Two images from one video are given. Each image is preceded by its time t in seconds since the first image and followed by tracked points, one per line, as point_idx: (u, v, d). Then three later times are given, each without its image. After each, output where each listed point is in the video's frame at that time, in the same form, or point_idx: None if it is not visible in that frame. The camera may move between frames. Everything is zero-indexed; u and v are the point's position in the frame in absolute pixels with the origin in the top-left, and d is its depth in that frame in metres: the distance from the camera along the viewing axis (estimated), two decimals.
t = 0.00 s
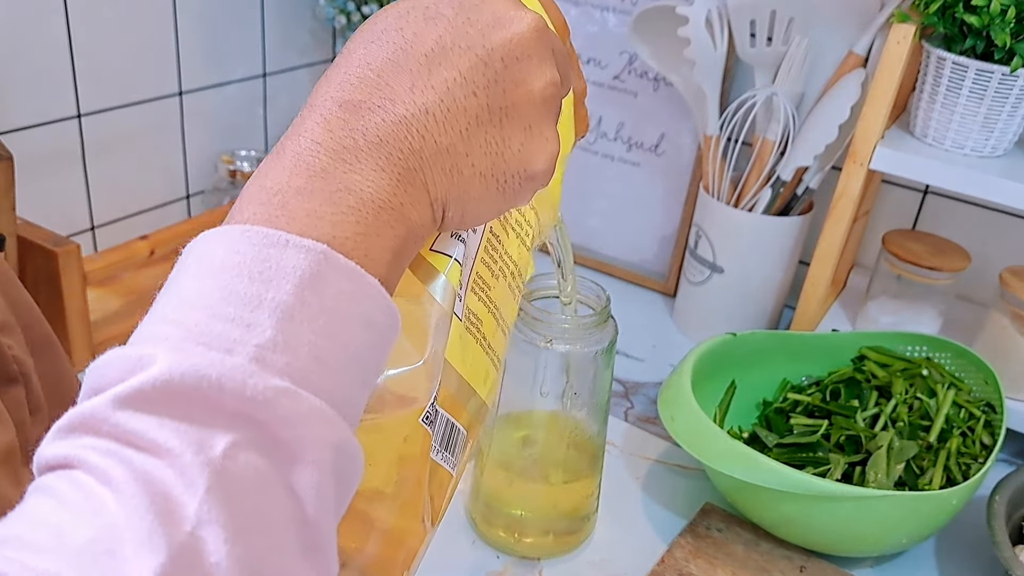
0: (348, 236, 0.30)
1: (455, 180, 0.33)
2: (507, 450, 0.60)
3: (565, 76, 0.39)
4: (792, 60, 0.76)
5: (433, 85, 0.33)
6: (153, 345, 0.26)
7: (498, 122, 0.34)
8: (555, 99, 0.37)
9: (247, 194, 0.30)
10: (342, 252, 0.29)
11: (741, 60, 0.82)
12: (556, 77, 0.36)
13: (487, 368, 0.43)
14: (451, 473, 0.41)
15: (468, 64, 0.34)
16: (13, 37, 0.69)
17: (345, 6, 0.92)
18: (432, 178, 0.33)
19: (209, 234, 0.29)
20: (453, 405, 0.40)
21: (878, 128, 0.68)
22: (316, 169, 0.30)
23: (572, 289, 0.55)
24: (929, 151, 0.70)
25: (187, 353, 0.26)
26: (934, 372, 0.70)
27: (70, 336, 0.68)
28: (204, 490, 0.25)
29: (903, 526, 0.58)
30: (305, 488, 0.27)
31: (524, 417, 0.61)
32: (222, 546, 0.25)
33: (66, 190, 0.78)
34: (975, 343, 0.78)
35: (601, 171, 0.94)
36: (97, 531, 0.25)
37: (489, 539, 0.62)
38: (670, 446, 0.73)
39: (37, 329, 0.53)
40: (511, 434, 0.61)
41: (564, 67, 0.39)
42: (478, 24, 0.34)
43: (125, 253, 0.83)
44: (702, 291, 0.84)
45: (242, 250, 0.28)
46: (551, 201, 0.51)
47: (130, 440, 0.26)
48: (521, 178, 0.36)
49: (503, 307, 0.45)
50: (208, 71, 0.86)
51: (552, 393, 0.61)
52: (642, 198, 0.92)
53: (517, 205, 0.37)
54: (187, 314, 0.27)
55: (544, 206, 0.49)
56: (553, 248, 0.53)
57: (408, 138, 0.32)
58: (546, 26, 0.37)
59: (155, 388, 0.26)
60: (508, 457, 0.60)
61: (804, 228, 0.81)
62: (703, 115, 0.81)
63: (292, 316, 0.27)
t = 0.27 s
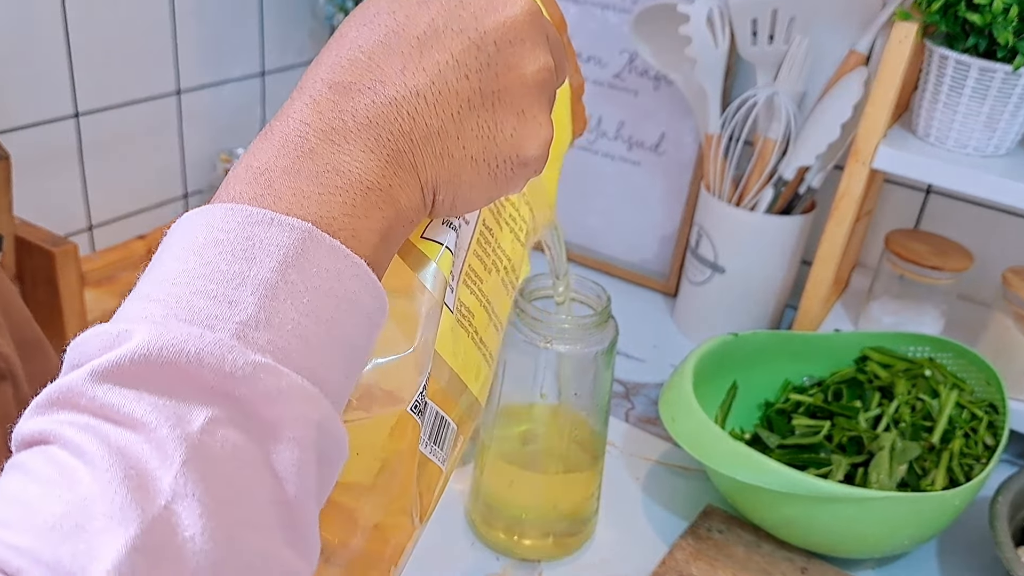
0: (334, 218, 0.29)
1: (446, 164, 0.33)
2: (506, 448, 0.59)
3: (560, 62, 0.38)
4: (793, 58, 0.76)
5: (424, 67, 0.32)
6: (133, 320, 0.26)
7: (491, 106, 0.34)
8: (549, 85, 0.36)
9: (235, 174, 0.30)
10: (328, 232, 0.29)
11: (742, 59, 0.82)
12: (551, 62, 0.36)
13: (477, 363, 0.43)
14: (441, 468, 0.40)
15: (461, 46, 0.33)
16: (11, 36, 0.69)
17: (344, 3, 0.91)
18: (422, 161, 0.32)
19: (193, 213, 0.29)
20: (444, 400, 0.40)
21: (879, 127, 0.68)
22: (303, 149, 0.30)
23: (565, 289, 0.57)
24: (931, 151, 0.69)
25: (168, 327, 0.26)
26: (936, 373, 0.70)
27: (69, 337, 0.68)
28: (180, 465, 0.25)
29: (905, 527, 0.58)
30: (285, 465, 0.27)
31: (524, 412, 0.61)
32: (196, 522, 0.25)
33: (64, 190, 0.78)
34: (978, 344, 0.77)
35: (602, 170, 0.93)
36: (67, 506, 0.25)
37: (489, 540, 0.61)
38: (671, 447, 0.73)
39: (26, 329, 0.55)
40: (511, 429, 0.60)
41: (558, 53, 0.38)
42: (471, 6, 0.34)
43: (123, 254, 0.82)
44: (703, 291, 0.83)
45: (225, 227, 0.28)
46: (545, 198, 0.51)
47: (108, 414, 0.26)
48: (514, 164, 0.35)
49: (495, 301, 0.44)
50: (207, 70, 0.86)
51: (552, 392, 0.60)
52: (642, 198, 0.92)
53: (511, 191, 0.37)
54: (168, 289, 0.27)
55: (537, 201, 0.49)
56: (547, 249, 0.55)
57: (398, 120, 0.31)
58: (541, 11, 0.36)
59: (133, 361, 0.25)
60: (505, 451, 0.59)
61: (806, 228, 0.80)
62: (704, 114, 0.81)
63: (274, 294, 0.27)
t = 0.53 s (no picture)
0: (342, 202, 0.29)
1: (451, 153, 0.33)
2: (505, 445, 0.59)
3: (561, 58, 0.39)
4: (793, 59, 0.76)
5: (431, 58, 0.33)
6: (144, 299, 0.26)
7: (495, 97, 0.34)
8: (551, 79, 0.37)
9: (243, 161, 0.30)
10: (336, 216, 0.29)
11: (742, 59, 0.82)
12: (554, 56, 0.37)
13: (479, 358, 0.43)
14: (443, 461, 0.40)
15: (466, 39, 0.34)
16: (13, 36, 0.69)
17: (344, 5, 0.91)
18: (429, 149, 0.32)
19: (205, 197, 0.29)
20: (446, 391, 0.40)
21: (879, 127, 0.68)
22: (312, 137, 0.30)
23: (568, 289, 0.56)
24: (931, 151, 0.69)
25: (179, 306, 0.26)
26: (936, 373, 0.70)
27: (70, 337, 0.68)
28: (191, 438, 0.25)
29: (904, 526, 0.58)
30: (293, 441, 0.27)
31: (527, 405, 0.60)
32: (206, 493, 0.25)
33: (65, 190, 0.78)
34: (977, 343, 0.78)
35: (602, 170, 0.93)
36: (78, 475, 0.25)
37: (489, 540, 0.61)
38: (671, 446, 0.73)
39: (25, 327, 0.55)
40: (512, 423, 0.60)
41: (560, 49, 0.39)
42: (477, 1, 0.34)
43: (125, 254, 0.83)
44: (703, 291, 0.84)
45: (235, 210, 0.28)
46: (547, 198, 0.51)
47: (120, 389, 0.26)
48: (517, 155, 0.36)
49: (497, 298, 0.45)
50: (207, 71, 0.86)
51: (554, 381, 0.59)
52: (642, 198, 0.92)
53: (513, 182, 0.37)
54: (179, 270, 0.27)
55: (538, 201, 0.49)
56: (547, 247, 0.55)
57: (405, 108, 0.32)
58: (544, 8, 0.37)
59: (145, 339, 0.25)
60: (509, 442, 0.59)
61: (805, 228, 0.80)
62: (704, 114, 0.81)
63: (283, 275, 0.27)
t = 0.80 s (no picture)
0: (350, 193, 0.29)
1: (458, 146, 0.33)
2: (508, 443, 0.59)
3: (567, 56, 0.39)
4: (793, 59, 0.76)
5: (439, 52, 0.33)
6: (155, 284, 0.27)
7: (502, 92, 0.34)
8: (556, 76, 0.37)
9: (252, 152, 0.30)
10: (344, 207, 0.29)
11: (742, 59, 0.82)
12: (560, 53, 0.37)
13: (481, 355, 0.43)
14: (444, 458, 0.40)
15: (473, 34, 0.34)
16: (13, 36, 0.69)
17: (344, 5, 0.91)
18: (436, 141, 0.32)
19: (214, 186, 0.29)
20: (448, 388, 0.40)
21: (878, 127, 0.68)
22: (320, 128, 0.30)
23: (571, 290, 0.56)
24: (931, 151, 0.69)
25: (190, 292, 0.26)
26: (936, 372, 0.70)
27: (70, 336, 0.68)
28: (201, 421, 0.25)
29: (904, 526, 0.58)
30: (302, 426, 0.27)
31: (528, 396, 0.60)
32: (218, 474, 0.25)
33: (64, 189, 0.78)
34: (976, 343, 0.78)
35: (602, 170, 0.93)
36: (89, 457, 0.25)
37: (490, 540, 0.61)
38: (671, 446, 0.73)
39: (29, 325, 0.56)
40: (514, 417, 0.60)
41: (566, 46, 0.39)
42: None
43: (125, 254, 0.82)
44: (703, 291, 0.84)
45: (245, 200, 0.28)
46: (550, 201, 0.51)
47: (131, 373, 0.26)
48: (524, 150, 0.36)
49: (499, 297, 0.44)
50: (207, 71, 0.86)
51: (555, 375, 0.59)
52: (642, 198, 0.92)
53: (519, 177, 0.37)
54: (190, 256, 0.27)
55: (540, 201, 0.49)
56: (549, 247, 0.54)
57: (413, 101, 0.32)
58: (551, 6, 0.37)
59: (156, 323, 0.26)
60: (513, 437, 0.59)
61: (805, 227, 0.80)
62: (704, 114, 0.81)
63: (293, 263, 0.27)
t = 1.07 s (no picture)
0: (351, 188, 0.29)
1: (459, 142, 0.33)
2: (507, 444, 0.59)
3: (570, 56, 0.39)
4: (793, 59, 0.76)
5: (442, 49, 0.33)
6: (154, 278, 0.27)
7: (505, 90, 0.34)
8: (560, 77, 0.37)
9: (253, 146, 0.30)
10: (345, 202, 0.29)
11: (742, 59, 0.82)
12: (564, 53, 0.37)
13: (479, 358, 0.43)
14: (442, 460, 0.40)
15: (477, 32, 0.34)
16: (13, 36, 0.69)
17: (344, 5, 0.91)
18: (438, 137, 0.32)
19: (215, 182, 0.29)
20: (446, 389, 0.40)
21: (878, 128, 0.68)
22: (322, 123, 0.30)
23: (569, 290, 0.56)
24: (931, 151, 0.69)
25: (190, 286, 0.26)
26: (935, 373, 0.70)
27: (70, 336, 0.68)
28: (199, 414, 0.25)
29: (904, 526, 0.58)
30: (301, 421, 0.27)
31: (530, 383, 0.59)
32: (214, 469, 0.25)
33: (64, 190, 0.78)
34: (977, 343, 0.78)
35: (601, 171, 0.93)
36: (83, 451, 0.24)
37: (490, 540, 0.61)
38: (672, 446, 0.73)
39: (27, 328, 0.56)
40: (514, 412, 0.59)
41: (569, 47, 0.39)
42: None
43: (125, 254, 0.82)
44: (703, 291, 0.84)
45: (246, 194, 0.28)
46: (552, 204, 0.52)
47: (130, 367, 0.26)
48: (525, 148, 0.36)
49: (498, 299, 0.44)
50: (207, 71, 0.86)
51: (556, 373, 0.58)
52: (642, 198, 0.92)
53: (520, 176, 0.37)
54: (189, 251, 0.27)
55: (540, 204, 0.49)
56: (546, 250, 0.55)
57: (416, 97, 0.32)
58: (556, 5, 0.37)
59: (155, 317, 0.26)
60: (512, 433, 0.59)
61: (805, 228, 0.80)
62: (704, 115, 0.81)
63: (293, 258, 0.27)
